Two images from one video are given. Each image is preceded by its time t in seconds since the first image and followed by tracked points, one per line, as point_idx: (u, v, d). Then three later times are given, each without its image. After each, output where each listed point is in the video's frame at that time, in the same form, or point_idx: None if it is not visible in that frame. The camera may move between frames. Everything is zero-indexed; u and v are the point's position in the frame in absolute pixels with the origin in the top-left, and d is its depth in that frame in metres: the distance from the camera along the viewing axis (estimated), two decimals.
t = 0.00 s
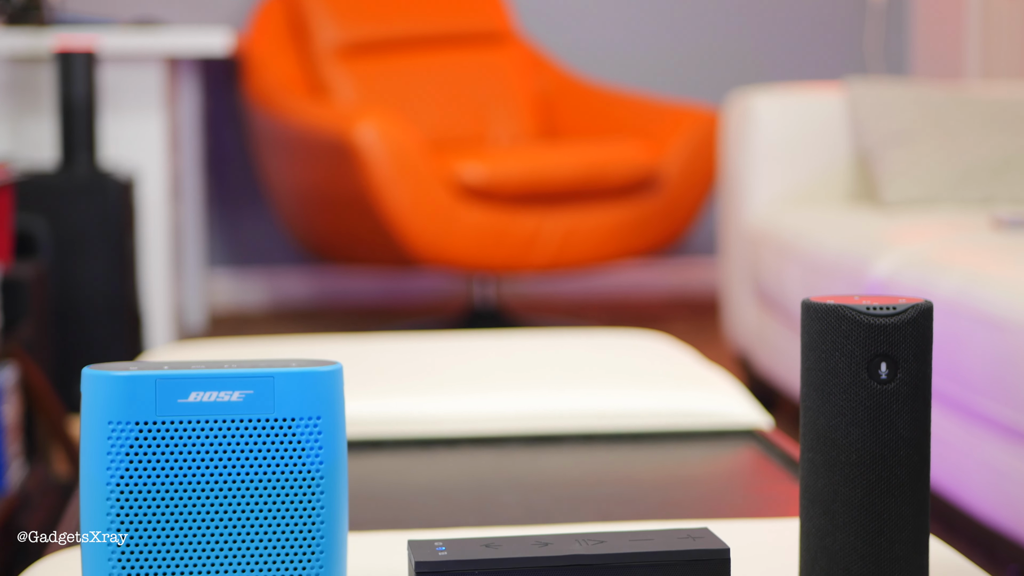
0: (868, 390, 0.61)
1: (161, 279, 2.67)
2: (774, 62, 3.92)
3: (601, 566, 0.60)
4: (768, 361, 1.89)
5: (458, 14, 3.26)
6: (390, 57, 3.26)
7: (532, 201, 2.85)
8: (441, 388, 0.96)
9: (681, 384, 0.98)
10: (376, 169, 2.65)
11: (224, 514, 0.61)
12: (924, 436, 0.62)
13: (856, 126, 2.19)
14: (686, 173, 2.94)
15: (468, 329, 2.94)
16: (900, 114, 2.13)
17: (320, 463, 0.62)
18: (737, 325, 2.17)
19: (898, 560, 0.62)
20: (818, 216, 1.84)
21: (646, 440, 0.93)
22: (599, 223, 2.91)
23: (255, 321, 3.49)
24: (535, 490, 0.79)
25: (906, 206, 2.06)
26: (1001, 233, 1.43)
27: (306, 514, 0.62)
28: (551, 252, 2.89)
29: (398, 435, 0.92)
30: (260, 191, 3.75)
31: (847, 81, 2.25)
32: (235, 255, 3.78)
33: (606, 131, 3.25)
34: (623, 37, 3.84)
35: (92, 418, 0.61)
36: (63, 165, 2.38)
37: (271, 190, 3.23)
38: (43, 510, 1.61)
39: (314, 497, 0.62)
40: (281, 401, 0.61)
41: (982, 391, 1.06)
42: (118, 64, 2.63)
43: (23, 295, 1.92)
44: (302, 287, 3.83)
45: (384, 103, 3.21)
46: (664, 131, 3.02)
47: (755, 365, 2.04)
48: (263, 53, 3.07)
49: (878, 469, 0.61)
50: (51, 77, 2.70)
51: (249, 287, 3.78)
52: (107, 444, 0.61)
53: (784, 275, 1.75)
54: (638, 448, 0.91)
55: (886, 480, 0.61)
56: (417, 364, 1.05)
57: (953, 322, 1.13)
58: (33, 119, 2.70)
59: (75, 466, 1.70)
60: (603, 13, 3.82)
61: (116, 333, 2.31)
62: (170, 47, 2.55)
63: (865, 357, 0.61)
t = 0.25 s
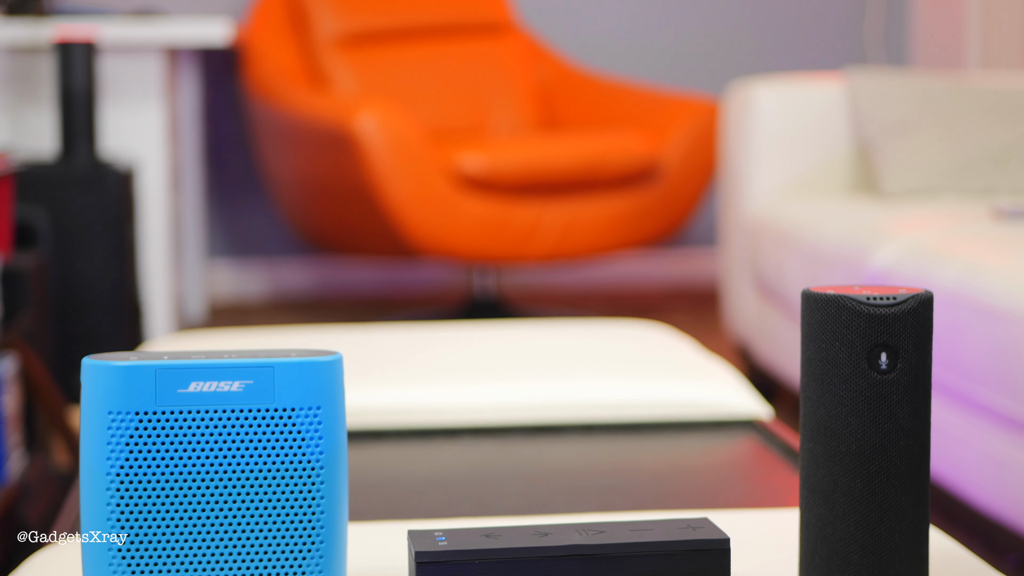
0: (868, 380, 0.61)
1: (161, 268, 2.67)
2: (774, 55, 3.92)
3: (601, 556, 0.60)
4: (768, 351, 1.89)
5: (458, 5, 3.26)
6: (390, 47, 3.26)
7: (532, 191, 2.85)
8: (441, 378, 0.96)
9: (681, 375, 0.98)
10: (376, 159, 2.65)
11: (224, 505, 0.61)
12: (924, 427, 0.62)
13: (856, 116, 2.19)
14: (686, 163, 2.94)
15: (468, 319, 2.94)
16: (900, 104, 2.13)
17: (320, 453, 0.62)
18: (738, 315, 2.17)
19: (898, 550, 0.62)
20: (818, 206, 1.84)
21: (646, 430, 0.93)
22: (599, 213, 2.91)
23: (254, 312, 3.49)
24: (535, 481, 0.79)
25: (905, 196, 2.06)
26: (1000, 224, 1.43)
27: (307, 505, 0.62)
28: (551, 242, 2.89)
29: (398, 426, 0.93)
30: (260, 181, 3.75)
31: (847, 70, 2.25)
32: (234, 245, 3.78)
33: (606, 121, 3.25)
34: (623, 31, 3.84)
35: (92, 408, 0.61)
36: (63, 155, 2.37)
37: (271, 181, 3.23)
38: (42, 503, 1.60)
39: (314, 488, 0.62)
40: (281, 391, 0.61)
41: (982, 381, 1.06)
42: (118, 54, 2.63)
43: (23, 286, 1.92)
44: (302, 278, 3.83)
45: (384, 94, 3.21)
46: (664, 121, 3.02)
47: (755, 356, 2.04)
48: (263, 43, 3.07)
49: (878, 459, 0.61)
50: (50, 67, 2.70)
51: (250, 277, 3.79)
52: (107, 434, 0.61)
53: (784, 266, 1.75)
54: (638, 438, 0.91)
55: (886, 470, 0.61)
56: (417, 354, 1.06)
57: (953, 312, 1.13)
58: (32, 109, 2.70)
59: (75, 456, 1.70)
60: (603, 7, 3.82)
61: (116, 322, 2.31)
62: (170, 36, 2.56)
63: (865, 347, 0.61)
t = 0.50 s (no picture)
0: (868, 369, 0.61)
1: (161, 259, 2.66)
2: (773, 49, 3.92)
3: (603, 546, 0.60)
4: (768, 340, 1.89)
5: None
6: (390, 37, 3.25)
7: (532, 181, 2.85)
8: (440, 368, 0.96)
9: (681, 365, 0.98)
10: (376, 150, 2.65)
11: (224, 495, 0.61)
12: (924, 417, 0.62)
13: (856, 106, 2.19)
14: (686, 153, 2.94)
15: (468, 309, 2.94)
16: (901, 94, 2.13)
17: (321, 443, 0.62)
18: (738, 305, 2.17)
19: (897, 540, 0.62)
20: (818, 196, 1.84)
21: (646, 420, 0.94)
22: (599, 203, 2.91)
23: (254, 302, 3.49)
24: (535, 471, 0.79)
25: (905, 186, 2.06)
26: (1000, 214, 1.43)
27: (307, 494, 0.62)
28: (551, 233, 2.89)
29: (398, 415, 0.93)
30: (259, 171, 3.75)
31: (847, 60, 2.24)
32: (234, 236, 3.78)
33: (606, 111, 3.24)
34: (622, 25, 3.84)
35: (92, 397, 0.61)
36: (63, 146, 2.37)
37: (271, 172, 3.23)
38: (42, 494, 1.59)
39: (314, 478, 0.62)
40: (281, 381, 0.61)
41: (982, 371, 1.06)
42: (118, 45, 2.63)
43: (23, 276, 1.92)
44: (302, 268, 3.83)
45: (384, 84, 3.21)
46: (665, 111, 3.02)
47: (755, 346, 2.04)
48: (263, 32, 3.05)
49: (878, 449, 0.61)
50: (50, 58, 2.70)
51: (250, 268, 3.79)
52: (107, 424, 0.61)
53: (784, 255, 1.75)
54: (638, 428, 0.91)
55: (886, 459, 0.61)
56: (416, 344, 1.06)
57: (953, 302, 1.13)
58: (32, 99, 2.70)
59: (75, 446, 1.70)
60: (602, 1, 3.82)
61: (117, 311, 2.31)
62: (169, 26, 2.56)
63: (865, 337, 0.61)
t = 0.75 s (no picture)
0: (868, 361, 0.61)
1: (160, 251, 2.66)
2: (773, 44, 3.92)
3: (602, 537, 0.60)
4: (769, 332, 1.89)
5: None
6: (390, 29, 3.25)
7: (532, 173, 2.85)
8: (440, 359, 0.97)
9: (680, 357, 0.98)
10: (376, 141, 2.65)
11: (224, 486, 0.61)
12: (924, 408, 0.62)
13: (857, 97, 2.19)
14: (686, 145, 2.94)
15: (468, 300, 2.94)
16: (902, 86, 2.12)
17: (320, 435, 0.62)
18: (738, 297, 2.17)
19: (898, 531, 0.62)
20: (819, 188, 1.84)
21: (646, 411, 0.94)
22: (599, 195, 2.91)
23: (254, 294, 3.49)
24: (535, 462, 0.79)
25: (906, 178, 2.05)
26: (1002, 206, 1.43)
27: (307, 486, 0.62)
28: (552, 225, 2.89)
29: (398, 407, 0.93)
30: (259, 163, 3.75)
31: (847, 52, 2.24)
32: (234, 227, 3.78)
33: (606, 104, 3.24)
34: (622, 20, 3.84)
35: (91, 389, 0.61)
36: (62, 138, 2.37)
37: (271, 165, 3.22)
38: (41, 486, 1.59)
39: (314, 469, 0.62)
40: (280, 372, 0.61)
41: (982, 363, 1.06)
42: (117, 36, 2.62)
43: (23, 269, 1.91)
44: (302, 260, 3.83)
45: (384, 76, 3.21)
46: (665, 103, 3.02)
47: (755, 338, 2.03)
48: (263, 24, 3.01)
49: (878, 440, 0.61)
50: (49, 49, 2.69)
51: (250, 260, 3.79)
52: (107, 416, 0.60)
53: (784, 246, 1.75)
54: (638, 420, 0.91)
55: (886, 451, 0.61)
56: (416, 336, 1.06)
57: (953, 294, 1.13)
58: (32, 91, 2.69)
59: (75, 437, 1.71)
60: None
61: (117, 303, 2.31)
62: (168, 18, 2.55)
63: (865, 328, 0.61)
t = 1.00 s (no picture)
0: (868, 351, 0.61)
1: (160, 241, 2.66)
2: (773, 37, 3.92)
3: (602, 526, 0.60)
4: (769, 322, 1.89)
5: None
6: (390, 19, 3.25)
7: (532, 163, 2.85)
8: (440, 349, 0.98)
9: (681, 347, 1.00)
10: (376, 131, 2.65)
11: (224, 475, 0.61)
12: (924, 397, 0.62)
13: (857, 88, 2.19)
14: (687, 135, 2.94)
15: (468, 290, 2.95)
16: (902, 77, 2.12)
17: (320, 424, 0.62)
18: (739, 287, 2.17)
19: (897, 521, 0.62)
20: (819, 178, 1.84)
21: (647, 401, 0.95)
22: (600, 185, 2.91)
23: (253, 284, 3.49)
24: (534, 452, 0.80)
25: (906, 168, 2.05)
26: (1002, 196, 1.42)
27: (307, 476, 0.62)
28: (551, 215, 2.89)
29: (398, 396, 0.94)
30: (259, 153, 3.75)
31: (847, 42, 2.24)
32: (234, 218, 3.78)
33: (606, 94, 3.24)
34: (621, 14, 3.84)
35: (91, 379, 0.61)
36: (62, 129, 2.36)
37: (271, 155, 3.22)
38: (41, 475, 1.60)
39: (314, 459, 0.62)
40: (280, 361, 0.61)
41: (982, 353, 1.06)
42: (117, 27, 2.61)
43: (23, 259, 1.91)
44: (302, 250, 3.84)
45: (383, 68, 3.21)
46: (665, 93, 3.02)
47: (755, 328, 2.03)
48: (262, 14, 3.00)
49: (877, 430, 0.61)
50: (49, 39, 2.69)
51: (250, 250, 3.79)
52: (107, 405, 0.60)
53: (784, 236, 1.75)
54: (639, 411, 0.91)
55: (886, 441, 0.61)
56: (417, 326, 1.06)
57: (953, 284, 1.13)
58: (32, 82, 2.69)
59: (74, 427, 1.71)
60: None
61: (117, 294, 2.31)
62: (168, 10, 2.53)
63: (865, 318, 0.61)
